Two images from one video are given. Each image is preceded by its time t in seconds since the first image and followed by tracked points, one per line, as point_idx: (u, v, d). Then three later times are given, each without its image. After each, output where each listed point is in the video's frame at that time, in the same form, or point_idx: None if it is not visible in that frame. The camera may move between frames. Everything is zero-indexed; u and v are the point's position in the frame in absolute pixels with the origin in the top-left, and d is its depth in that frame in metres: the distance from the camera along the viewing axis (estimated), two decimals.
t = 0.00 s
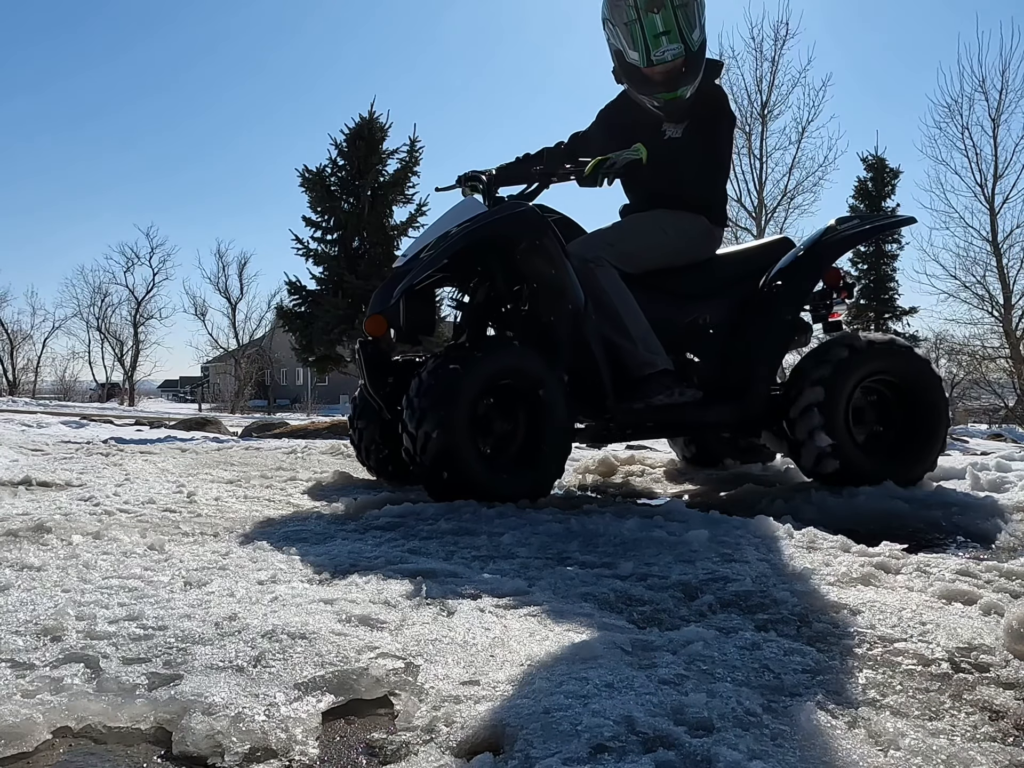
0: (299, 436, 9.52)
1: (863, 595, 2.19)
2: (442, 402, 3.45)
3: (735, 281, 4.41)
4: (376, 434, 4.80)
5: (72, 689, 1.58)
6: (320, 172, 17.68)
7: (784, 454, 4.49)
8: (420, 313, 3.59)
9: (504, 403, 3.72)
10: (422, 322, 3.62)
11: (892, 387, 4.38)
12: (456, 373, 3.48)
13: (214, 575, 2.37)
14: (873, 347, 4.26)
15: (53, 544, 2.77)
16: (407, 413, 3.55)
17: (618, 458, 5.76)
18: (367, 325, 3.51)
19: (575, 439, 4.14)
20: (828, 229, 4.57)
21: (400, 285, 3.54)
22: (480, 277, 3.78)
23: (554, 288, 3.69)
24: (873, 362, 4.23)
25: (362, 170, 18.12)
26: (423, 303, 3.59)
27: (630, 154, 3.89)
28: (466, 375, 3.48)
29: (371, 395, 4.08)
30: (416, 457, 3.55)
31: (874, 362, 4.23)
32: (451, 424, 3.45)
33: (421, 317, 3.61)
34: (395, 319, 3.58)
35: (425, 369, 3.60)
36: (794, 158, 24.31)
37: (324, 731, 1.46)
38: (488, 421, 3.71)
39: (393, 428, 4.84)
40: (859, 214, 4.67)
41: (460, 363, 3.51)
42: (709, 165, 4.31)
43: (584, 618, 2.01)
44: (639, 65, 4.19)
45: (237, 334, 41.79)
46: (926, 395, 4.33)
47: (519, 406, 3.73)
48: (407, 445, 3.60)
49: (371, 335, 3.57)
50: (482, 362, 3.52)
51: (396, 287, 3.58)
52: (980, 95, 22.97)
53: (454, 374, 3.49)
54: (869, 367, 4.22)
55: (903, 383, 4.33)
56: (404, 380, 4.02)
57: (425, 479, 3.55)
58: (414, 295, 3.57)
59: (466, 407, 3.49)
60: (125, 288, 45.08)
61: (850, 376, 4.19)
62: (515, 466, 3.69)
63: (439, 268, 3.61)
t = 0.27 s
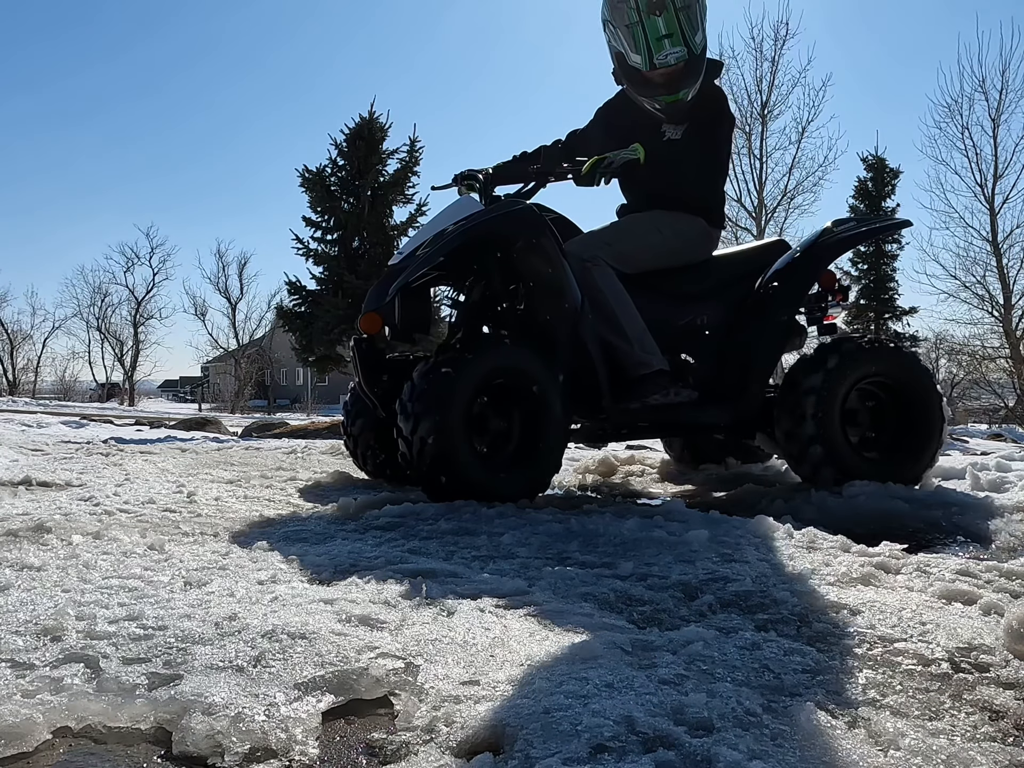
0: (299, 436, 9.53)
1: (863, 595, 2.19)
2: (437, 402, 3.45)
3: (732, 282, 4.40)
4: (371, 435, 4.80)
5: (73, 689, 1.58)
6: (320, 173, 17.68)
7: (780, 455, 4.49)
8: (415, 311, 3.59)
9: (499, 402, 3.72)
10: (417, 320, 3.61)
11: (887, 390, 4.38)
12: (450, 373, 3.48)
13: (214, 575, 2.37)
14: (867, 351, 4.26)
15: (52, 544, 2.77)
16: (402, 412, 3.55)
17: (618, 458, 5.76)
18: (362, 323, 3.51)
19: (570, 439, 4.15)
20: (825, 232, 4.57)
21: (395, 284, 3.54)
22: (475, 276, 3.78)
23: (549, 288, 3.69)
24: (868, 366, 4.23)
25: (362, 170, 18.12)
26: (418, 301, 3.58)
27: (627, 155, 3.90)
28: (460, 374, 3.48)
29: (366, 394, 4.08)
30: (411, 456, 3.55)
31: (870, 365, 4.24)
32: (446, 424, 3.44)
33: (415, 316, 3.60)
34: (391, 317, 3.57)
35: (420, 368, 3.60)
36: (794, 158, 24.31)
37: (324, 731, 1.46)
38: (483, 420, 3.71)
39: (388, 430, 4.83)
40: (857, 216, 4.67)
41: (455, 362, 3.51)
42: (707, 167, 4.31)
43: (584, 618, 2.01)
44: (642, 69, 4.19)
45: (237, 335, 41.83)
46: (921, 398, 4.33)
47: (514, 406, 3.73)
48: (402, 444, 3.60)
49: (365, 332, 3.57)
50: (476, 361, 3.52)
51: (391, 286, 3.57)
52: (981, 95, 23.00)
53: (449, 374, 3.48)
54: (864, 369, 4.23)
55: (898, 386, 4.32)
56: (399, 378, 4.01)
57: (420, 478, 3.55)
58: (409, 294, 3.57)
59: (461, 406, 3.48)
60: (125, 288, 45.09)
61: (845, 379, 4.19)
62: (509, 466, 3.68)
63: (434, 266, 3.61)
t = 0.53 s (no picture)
0: (299, 435, 9.53)
1: (863, 595, 2.19)
2: (437, 402, 3.45)
3: (732, 282, 4.40)
4: (371, 435, 4.80)
5: (73, 689, 1.58)
6: (320, 173, 17.68)
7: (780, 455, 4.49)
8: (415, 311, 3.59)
9: (498, 402, 3.72)
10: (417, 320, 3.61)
11: (886, 390, 4.37)
12: (450, 372, 3.48)
13: (214, 575, 2.37)
14: (866, 350, 4.26)
15: (52, 544, 2.77)
16: (402, 412, 3.56)
17: (619, 458, 5.76)
18: (361, 323, 3.51)
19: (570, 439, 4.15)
20: (824, 232, 4.57)
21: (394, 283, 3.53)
22: (475, 276, 3.78)
23: (549, 288, 3.69)
24: (866, 365, 4.23)
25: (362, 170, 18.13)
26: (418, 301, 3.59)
27: (626, 156, 3.90)
28: (460, 374, 3.48)
29: (366, 394, 4.07)
30: (411, 456, 3.55)
31: (869, 365, 4.24)
32: (446, 424, 3.44)
33: (415, 316, 3.60)
34: (391, 317, 3.57)
35: (420, 367, 3.60)
36: (794, 158, 24.32)
37: (324, 731, 1.46)
38: (483, 420, 3.71)
39: (387, 430, 4.83)
40: (856, 216, 4.67)
41: (455, 361, 3.51)
42: (707, 167, 4.31)
43: (584, 618, 2.01)
44: (646, 70, 4.19)
45: (236, 335, 41.84)
46: (920, 398, 4.33)
47: (513, 405, 3.73)
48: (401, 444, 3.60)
49: (364, 332, 3.57)
50: (476, 361, 3.52)
51: (391, 285, 3.57)
52: (981, 94, 23.05)
53: (449, 373, 3.48)
54: (864, 369, 4.23)
55: (897, 385, 4.32)
56: (398, 378, 4.01)
57: (420, 478, 3.55)
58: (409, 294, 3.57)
59: (461, 406, 3.48)
60: (125, 288, 45.10)
61: (844, 378, 4.19)
62: (509, 465, 3.68)
63: (434, 266, 3.60)
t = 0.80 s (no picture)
0: (298, 435, 9.54)
1: (863, 595, 2.19)
2: (437, 402, 3.45)
3: (732, 282, 4.40)
4: (371, 435, 4.80)
5: (73, 689, 1.58)
6: (320, 173, 17.68)
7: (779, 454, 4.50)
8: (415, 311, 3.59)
9: (498, 401, 3.72)
10: (417, 319, 3.61)
11: (886, 390, 4.38)
12: (450, 372, 3.48)
13: (214, 575, 2.37)
14: (866, 350, 4.26)
15: (52, 544, 2.77)
16: (402, 412, 3.56)
17: (619, 458, 5.76)
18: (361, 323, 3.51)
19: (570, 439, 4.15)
20: (824, 232, 4.57)
21: (394, 283, 3.53)
22: (475, 276, 3.77)
23: (549, 288, 3.69)
24: (866, 365, 4.24)
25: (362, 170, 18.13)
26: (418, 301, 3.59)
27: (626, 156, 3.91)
28: (460, 374, 3.48)
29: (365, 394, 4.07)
30: (411, 456, 3.55)
31: (869, 365, 4.24)
32: (446, 424, 3.44)
33: (415, 315, 3.60)
34: (390, 317, 3.57)
35: (420, 367, 3.59)
36: (794, 159, 24.34)
37: (324, 731, 1.46)
38: (483, 420, 3.71)
39: (386, 431, 4.84)
40: (856, 217, 4.67)
41: (455, 362, 3.51)
42: (708, 167, 4.31)
43: (584, 618, 2.01)
44: (647, 66, 4.18)
45: (236, 335, 41.86)
46: (920, 397, 4.33)
47: (513, 405, 3.73)
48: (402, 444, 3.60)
49: (365, 332, 3.56)
50: (476, 361, 3.52)
51: (391, 285, 3.57)
52: (981, 94, 23.19)
53: (449, 374, 3.48)
54: (864, 369, 4.23)
55: (897, 385, 4.32)
56: (398, 378, 4.01)
57: (420, 478, 3.55)
58: (409, 294, 3.57)
59: (461, 406, 3.48)
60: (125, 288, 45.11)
61: (844, 378, 4.19)
62: (509, 465, 3.68)
63: (434, 266, 3.60)
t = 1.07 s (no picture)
0: (298, 435, 9.54)
1: (863, 595, 2.19)
2: (436, 402, 3.45)
3: (731, 282, 4.40)
4: (371, 435, 4.80)
5: (73, 689, 1.58)
6: (320, 173, 17.69)
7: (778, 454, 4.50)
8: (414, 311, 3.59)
9: (498, 401, 3.72)
10: (417, 320, 3.61)
11: (886, 389, 4.37)
12: (450, 373, 3.48)
13: (214, 575, 2.37)
14: (865, 350, 4.26)
15: (53, 544, 2.77)
16: (401, 412, 3.56)
17: (619, 458, 5.76)
18: (361, 323, 3.51)
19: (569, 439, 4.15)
20: (824, 232, 4.57)
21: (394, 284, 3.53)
22: (475, 276, 3.78)
23: (549, 288, 3.69)
24: (865, 365, 4.24)
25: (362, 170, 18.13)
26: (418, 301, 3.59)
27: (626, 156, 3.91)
28: (460, 374, 3.48)
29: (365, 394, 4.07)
30: (411, 456, 3.55)
31: (868, 365, 4.24)
32: (446, 424, 3.44)
33: (415, 316, 3.60)
34: (390, 317, 3.57)
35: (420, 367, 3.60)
36: (794, 159, 24.34)
37: (324, 731, 1.46)
38: (482, 420, 3.71)
39: (387, 430, 4.84)
40: (856, 217, 4.67)
41: (455, 362, 3.51)
42: (708, 167, 4.31)
43: (584, 618, 2.01)
44: (647, 66, 4.18)
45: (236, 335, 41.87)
46: (920, 397, 4.32)
47: (513, 405, 3.73)
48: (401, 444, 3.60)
49: (364, 332, 3.58)
50: (476, 361, 3.52)
51: (391, 285, 3.57)
52: (981, 95, 23.30)
53: (448, 374, 3.48)
54: (863, 369, 4.23)
55: (896, 385, 4.32)
56: (397, 377, 4.01)
57: (420, 478, 3.55)
58: (409, 294, 3.57)
59: (461, 406, 3.48)
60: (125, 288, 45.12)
61: (844, 377, 4.19)
62: (509, 465, 3.69)
63: (433, 266, 3.60)
